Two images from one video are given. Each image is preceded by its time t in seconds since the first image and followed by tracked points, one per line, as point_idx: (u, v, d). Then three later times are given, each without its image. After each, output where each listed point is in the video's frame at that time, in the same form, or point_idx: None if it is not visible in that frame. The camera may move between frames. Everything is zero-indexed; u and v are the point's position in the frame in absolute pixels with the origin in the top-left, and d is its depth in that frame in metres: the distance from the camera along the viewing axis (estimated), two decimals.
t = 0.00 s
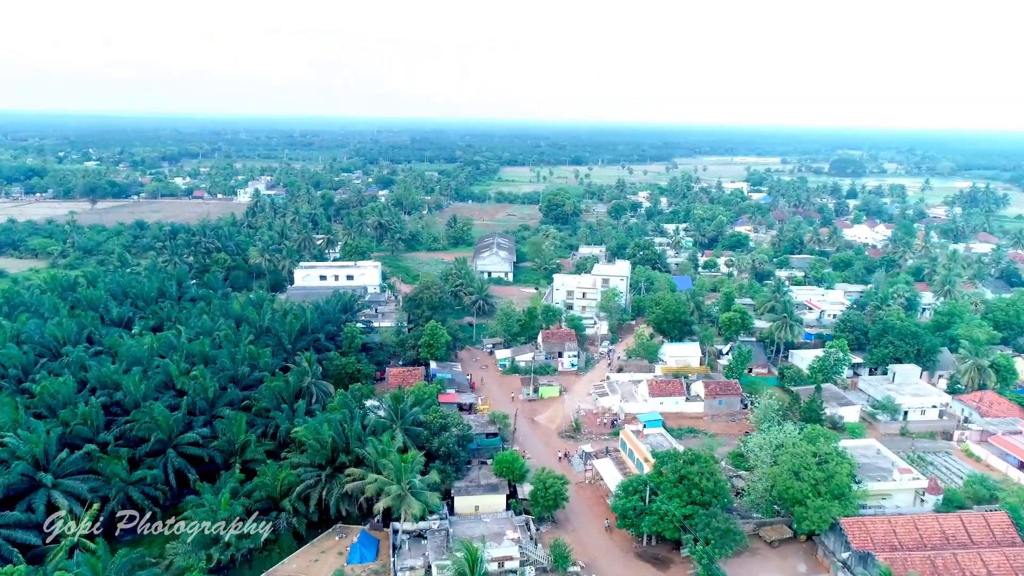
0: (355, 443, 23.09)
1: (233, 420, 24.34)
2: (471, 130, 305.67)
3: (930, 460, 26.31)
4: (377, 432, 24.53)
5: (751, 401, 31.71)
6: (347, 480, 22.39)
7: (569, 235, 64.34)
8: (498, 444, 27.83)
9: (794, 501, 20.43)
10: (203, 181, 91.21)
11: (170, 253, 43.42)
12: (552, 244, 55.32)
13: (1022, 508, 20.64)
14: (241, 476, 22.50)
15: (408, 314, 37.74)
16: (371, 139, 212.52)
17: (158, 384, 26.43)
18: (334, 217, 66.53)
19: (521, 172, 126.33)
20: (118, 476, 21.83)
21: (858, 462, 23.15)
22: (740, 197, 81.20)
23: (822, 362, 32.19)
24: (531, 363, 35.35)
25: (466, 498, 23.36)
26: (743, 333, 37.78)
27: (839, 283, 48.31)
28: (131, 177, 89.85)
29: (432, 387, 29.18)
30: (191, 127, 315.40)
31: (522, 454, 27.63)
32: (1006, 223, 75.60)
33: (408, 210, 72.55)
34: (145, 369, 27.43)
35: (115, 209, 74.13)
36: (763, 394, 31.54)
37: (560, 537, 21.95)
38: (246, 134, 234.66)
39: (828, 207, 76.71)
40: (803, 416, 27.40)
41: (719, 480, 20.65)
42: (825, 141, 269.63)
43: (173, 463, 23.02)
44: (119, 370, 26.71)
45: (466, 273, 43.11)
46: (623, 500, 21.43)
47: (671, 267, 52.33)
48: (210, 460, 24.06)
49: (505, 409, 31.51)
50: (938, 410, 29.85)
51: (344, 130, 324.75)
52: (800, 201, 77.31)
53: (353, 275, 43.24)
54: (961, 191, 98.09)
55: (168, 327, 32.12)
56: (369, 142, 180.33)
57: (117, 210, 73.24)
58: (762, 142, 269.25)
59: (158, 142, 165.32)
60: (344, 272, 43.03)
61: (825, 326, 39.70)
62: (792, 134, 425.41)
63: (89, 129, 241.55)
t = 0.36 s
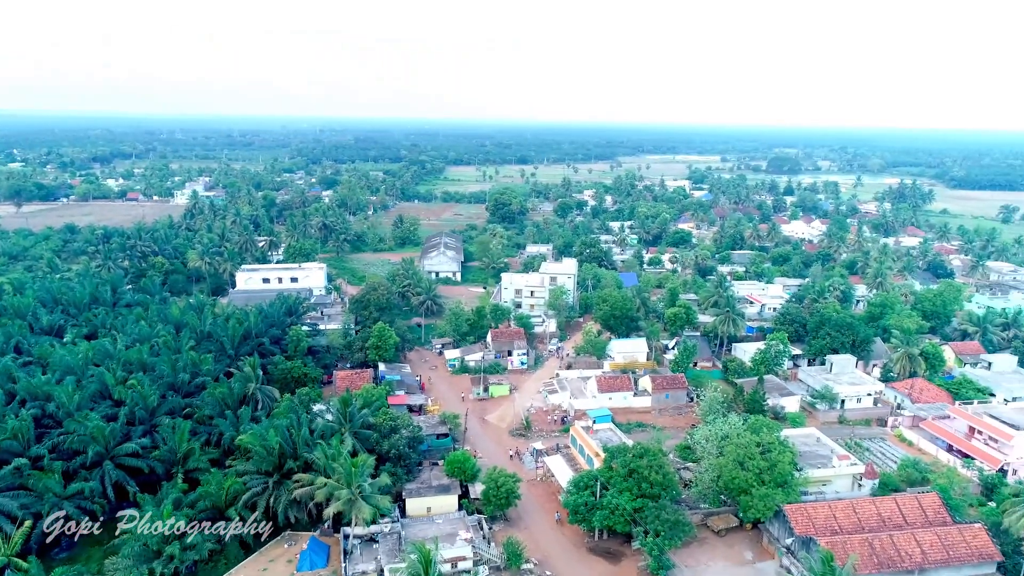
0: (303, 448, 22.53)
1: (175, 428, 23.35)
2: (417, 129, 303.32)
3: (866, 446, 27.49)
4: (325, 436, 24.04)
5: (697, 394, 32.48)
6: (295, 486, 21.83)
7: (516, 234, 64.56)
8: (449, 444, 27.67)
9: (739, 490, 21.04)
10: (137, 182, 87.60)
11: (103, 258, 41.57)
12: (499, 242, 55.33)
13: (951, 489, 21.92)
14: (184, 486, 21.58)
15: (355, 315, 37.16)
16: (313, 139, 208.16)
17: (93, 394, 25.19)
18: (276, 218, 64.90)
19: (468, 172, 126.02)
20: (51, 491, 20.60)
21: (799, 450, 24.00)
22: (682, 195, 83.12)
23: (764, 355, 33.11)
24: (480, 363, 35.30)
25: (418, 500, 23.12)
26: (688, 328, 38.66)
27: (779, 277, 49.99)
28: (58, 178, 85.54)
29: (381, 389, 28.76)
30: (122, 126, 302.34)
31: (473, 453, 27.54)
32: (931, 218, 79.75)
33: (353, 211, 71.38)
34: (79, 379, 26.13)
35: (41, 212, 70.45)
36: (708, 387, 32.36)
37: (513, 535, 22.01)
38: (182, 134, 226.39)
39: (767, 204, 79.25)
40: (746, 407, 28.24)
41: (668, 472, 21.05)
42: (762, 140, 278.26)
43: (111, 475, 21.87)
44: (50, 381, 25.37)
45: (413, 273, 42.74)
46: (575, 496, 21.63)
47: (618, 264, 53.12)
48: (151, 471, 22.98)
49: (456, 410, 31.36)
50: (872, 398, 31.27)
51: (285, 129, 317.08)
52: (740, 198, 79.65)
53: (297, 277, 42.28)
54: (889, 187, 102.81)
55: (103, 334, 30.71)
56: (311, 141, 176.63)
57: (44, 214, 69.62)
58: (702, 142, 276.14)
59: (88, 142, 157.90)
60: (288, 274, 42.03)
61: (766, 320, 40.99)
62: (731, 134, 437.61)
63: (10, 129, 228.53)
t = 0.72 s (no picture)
0: (279, 450, 22.22)
1: (147, 433, 22.85)
2: (393, 129, 301.28)
3: (839, 440, 28.01)
4: (301, 438, 23.76)
5: (673, 391, 32.78)
6: (271, 489, 21.55)
7: (492, 233, 64.52)
8: (426, 445, 27.55)
9: (716, 486, 21.31)
10: (105, 183, 85.80)
11: (70, 259, 40.69)
12: (475, 242, 55.23)
13: (921, 481, 22.45)
14: (157, 491, 21.07)
15: (330, 316, 36.86)
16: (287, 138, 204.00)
17: (61, 399, 24.55)
18: (249, 219, 64.12)
19: (443, 171, 125.63)
20: (18, 497, 20.00)
21: (774, 445, 24.36)
22: (657, 194, 83.81)
23: (739, 351, 33.45)
24: (458, 362, 35.20)
25: (395, 501, 22.97)
26: (663, 326, 38.99)
27: (752, 275, 50.70)
28: (22, 179, 83.44)
29: (358, 390, 28.52)
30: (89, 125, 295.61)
31: (451, 453, 27.46)
32: (899, 215, 81.52)
33: (328, 211, 70.72)
34: (47, 384, 25.47)
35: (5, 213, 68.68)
36: (684, 383, 32.69)
37: (492, 534, 21.99)
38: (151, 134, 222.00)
39: (740, 202, 80.31)
40: (722, 404, 28.58)
41: (645, 469, 21.24)
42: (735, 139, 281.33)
43: (81, 480, 21.30)
44: (17, 386, 24.69)
45: (390, 273, 42.53)
46: (553, 493, 21.71)
47: (594, 263, 53.39)
48: (122, 476, 22.41)
49: (433, 410, 31.24)
50: (845, 393, 31.77)
51: (258, 128, 312.71)
52: (714, 197, 80.58)
53: (271, 279, 41.77)
54: (859, 185, 104.82)
55: (71, 337, 30.00)
56: (285, 141, 174.37)
57: (8, 215, 67.85)
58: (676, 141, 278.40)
59: (54, 142, 154.17)
60: (262, 275, 41.51)
61: (741, 316, 41.54)
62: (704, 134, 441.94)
63: None
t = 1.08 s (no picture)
0: (272, 451, 22.13)
1: (138, 434, 22.72)
2: (388, 129, 300.55)
3: (832, 438, 28.16)
4: (295, 438, 23.66)
5: (667, 390, 32.87)
6: (264, 490, 21.45)
7: (486, 233, 64.50)
8: (420, 444, 27.53)
9: (709, 484, 21.39)
10: (96, 182, 85.26)
11: (61, 260, 40.47)
12: (469, 241, 55.19)
13: (913, 478, 22.60)
14: (149, 492, 20.94)
15: (323, 316, 36.78)
16: (280, 138, 200.91)
17: (52, 400, 24.39)
18: (241, 219, 63.84)
19: (436, 171, 125.50)
20: (9, 500, 19.83)
21: (766, 444, 24.49)
22: (650, 193, 83.98)
23: (731, 350, 33.53)
24: (451, 362, 35.15)
25: (389, 501, 22.92)
26: (657, 325, 39.05)
27: (745, 274, 50.90)
28: (11, 180, 82.72)
29: (351, 390, 28.32)
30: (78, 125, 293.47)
31: (445, 453, 27.46)
32: (891, 215, 81.97)
33: (320, 211, 70.52)
34: (38, 385, 25.31)
35: None
36: (678, 382, 32.79)
37: (486, 533, 21.98)
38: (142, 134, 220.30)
39: (733, 201, 80.59)
40: (715, 402, 28.70)
41: (639, 468, 21.27)
42: (729, 138, 281.68)
43: (73, 482, 21.16)
44: (8, 388, 24.55)
45: (383, 273, 42.46)
46: (547, 493, 21.74)
47: (587, 263, 53.46)
48: (114, 477, 22.28)
49: (427, 410, 31.22)
50: (837, 391, 31.92)
51: (251, 127, 311.30)
52: (707, 196, 80.81)
53: (264, 279, 41.55)
54: (851, 185, 105.39)
55: (62, 339, 29.83)
56: (278, 142, 173.33)
57: None
58: (670, 140, 278.40)
59: (43, 142, 152.80)
60: (254, 275, 41.34)
61: (733, 316, 41.72)
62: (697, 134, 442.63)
63: None
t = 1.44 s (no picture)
0: (271, 451, 22.12)
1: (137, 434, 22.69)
2: (387, 129, 299.82)
3: (831, 437, 28.20)
4: (293, 438, 23.64)
5: (665, 389, 32.89)
6: (262, 490, 21.43)
7: (484, 232, 64.49)
8: (419, 444, 27.53)
9: (708, 484, 21.42)
10: (94, 182, 85.12)
11: (59, 260, 40.43)
12: (467, 241, 55.18)
13: (911, 477, 22.64)
14: (148, 492, 20.89)
15: (321, 316, 36.77)
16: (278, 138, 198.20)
17: (51, 401, 24.33)
18: (240, 218, 63.74)
19: (435, 170, 125.40)
20: (7, 500, 19.76)
21: (765, 443, 24.51)
22: (649, 192, 83.99)
23: (731, 350, 33.54)
24: (450, 362, 35.14)
25: (388, 501, 22.91)
26: (656, 325, 39.05)
27: (744, 273, 50.92)
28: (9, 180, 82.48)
29: (350, 391, 28.37)
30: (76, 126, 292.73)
31: (444, 453, 27.47)
32: (889, 214, 82.06)
33: (319, 211, 70.45)
34: (36, 385, 25.26)
35: None
36: (677, 382, 32.81)
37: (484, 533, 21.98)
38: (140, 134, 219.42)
39: (731, 201, 80.61)
40: (714, 402, 28.72)
41: (638, 468, 21.28)
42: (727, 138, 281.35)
43: (72, 482, 21.11)
44: (6, 389, 24.51)
45: (381, 273, 42.44)
46: (546, 493, 21.76)
47: (585, 262, 53.48)
48: (112, 478, 22.24)
49: (425, 409, 31.21)
50: (836, 390, 31.96)
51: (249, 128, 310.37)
52: (705, 195, 80.82)
53: (262, 278, 41.50)
54: (849, 184, 105.42)
55: (60, 339, 29.78)
56: (276, 142, 172.81)
57: None
58: (669, 139, 278.00)
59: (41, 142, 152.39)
60: (252, 275, 41.31)
61: (731, 315, 41.76)
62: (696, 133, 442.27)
63: None
